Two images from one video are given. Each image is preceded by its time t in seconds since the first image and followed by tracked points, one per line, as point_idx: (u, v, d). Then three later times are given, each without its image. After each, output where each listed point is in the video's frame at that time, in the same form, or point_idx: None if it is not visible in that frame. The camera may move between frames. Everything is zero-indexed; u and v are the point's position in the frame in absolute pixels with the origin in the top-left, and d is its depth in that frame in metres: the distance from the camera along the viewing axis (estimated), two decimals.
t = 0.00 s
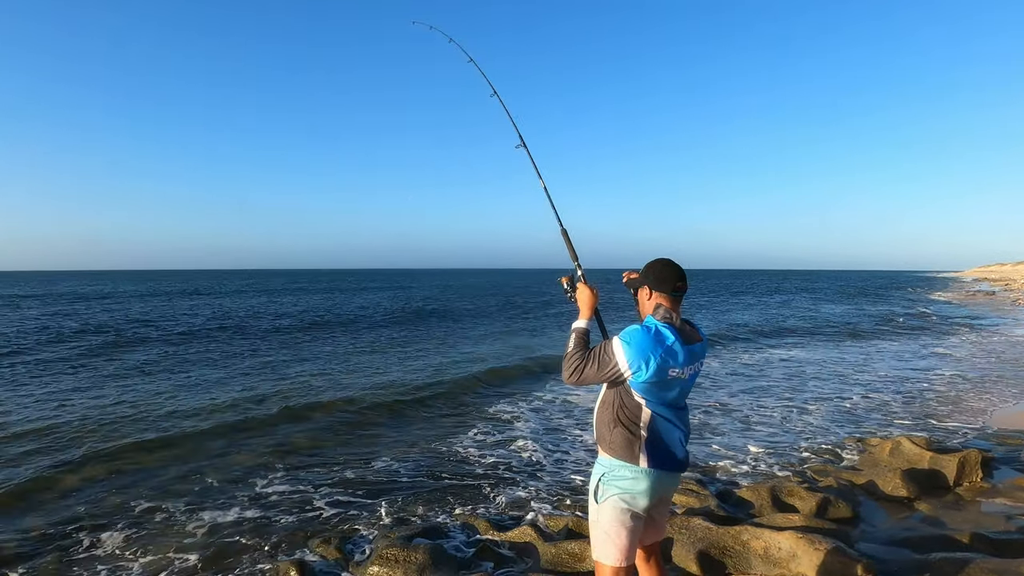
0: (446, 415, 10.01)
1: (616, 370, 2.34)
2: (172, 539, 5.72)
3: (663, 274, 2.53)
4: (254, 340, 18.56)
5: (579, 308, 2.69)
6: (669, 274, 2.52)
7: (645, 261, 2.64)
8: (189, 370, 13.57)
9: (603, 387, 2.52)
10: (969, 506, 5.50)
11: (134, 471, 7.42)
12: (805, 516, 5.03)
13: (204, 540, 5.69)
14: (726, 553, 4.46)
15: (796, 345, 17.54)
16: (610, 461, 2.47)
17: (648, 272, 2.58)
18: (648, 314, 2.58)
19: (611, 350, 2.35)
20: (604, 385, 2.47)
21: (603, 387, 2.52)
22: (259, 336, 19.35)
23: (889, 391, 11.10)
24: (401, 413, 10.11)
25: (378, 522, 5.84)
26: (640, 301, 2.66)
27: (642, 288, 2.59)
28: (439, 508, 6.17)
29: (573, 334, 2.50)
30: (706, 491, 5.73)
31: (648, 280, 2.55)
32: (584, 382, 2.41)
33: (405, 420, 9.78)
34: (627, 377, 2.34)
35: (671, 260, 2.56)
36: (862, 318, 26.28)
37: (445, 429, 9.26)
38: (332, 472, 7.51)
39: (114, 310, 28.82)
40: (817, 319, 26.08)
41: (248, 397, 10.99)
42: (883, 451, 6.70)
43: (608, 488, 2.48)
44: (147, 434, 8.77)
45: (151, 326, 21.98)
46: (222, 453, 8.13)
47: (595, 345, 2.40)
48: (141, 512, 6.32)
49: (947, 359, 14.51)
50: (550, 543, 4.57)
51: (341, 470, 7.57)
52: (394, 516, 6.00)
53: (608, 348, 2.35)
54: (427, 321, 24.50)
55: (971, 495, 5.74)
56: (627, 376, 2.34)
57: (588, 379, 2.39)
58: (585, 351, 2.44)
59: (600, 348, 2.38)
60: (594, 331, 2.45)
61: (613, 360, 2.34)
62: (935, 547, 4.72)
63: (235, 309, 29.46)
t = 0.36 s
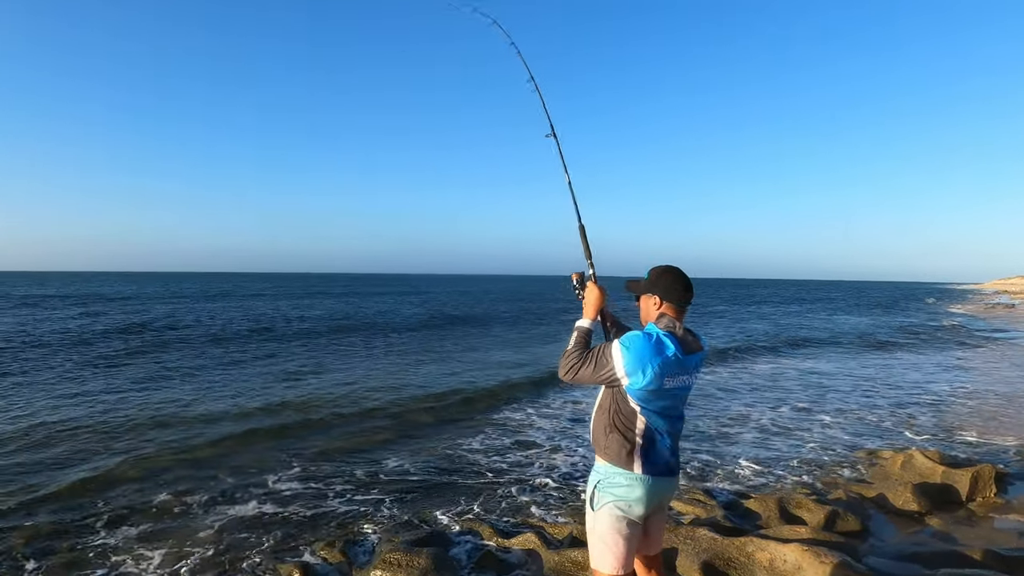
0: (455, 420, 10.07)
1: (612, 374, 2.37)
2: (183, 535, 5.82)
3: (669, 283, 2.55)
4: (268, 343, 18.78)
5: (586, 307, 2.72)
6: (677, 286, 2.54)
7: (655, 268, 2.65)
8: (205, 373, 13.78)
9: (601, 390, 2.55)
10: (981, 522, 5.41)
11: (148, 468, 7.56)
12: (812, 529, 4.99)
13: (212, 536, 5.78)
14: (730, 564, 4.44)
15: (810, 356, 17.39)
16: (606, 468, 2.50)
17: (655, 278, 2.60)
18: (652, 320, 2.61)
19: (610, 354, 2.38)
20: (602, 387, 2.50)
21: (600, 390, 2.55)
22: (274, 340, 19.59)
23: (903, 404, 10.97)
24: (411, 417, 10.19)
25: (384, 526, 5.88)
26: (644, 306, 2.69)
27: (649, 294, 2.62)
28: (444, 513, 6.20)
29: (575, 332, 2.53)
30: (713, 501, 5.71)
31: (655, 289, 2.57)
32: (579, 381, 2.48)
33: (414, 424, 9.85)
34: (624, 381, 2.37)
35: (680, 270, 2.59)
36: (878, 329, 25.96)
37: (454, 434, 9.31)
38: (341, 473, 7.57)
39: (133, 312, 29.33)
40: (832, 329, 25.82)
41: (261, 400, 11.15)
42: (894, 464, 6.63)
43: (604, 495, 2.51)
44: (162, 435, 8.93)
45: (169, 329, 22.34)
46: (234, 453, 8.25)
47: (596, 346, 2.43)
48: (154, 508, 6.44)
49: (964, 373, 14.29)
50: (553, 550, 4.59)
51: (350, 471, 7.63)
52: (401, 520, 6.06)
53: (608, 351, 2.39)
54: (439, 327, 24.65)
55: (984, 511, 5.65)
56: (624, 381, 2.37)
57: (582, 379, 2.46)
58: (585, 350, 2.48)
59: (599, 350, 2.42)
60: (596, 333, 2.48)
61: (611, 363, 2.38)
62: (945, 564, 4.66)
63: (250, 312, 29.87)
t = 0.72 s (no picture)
0: (439, 425, 10.04)
1: (587, 381, 2.39)
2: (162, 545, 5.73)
3: (640, 282, 2.58)
4: (249, 351, 18.58)
5: (542, 335, 2.77)
6: (639, 282, 2.58)
7: (616, 270, 2.71)
8: (184, 382, 13.59)
9: (581, 403, 2.56)
10: (955, 518, 5.53)
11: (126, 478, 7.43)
12: (792, 528, 5.06)
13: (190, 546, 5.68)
14: (712, 565, 4.49)
15: (789, 357, 17.65)
16: (592, 474, 2.52)
17: (620, 280, 2.64)
18: (621, 320, 2.64)
19: (581, 364, 2.41)
20: (582, 400, 2.52)
21: (580, 404, 2.57)
22: (255, 348, 19.37)
23: (880, 403, 11.18)
24: (394, 423, 10.14)
25: (367, 534, 5.84)
26: (613, 308, 2.71)
27: (617, 295, 2.65)
28: (428, 519, 6.17)
29: (543, 358, 2.57)
30: (694, 502, 5.77)
31: (623, 289, 2.60)
32: (561, 402, 2.45)
33: (397, 429, 9.79)
34: (600, 386, 2.40)
35: (643, 267, 2.63)
36: (856, 330, 26.45)
37: (437, 439, 9.28)
38: (323, 478, 7.51)
39: (109, 321, 28.81)
40: (812, 330, 26.24)
41: (242, 409, 11.02)
42: (870, 462, 6.75)
43: (590, 502, 2.53)
44: (140, 445, 8.78)
45: (147, 337, 21.99)
46: (215, 461, 8.15)
47: (565, 364, 2.46)
48: (134, 517, 6.34)
49: (938, 371, 14.61)
50: (537, 555, 4.61)
51: (332, 477, 7.57)
52: (385, 526, 6.03)
53: (578, 362, 2.41)
54: (423, 333, 24.59)
55: (958, 506, 5.78)
56: (600, 385, 2.40)
57: (563, 398, 2.43)
58: (555, 372, 2.51)
59: (570, 364, 2.45)
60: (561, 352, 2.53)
61: (584, 373, 2.40)
62: (921, 558, 4.76)
63: (231, 320, 29.54)
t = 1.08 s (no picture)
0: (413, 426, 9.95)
1: (574, 377, 2.39)
2: (129, 561, 5.54)
3: (627, 282, 2.60)
4: (216, 359, 18.13)
5: (529, 327, 2.78)
6: (627, 282, 2.60)
7: (602, 270, 2.73)
8: (148, 392, 13.18)
9: (566, 397, 2.57)
10: (919, 503, 5.73)
11: (88, 492, 7.16)
12: (766, 518, 5.16)
13: (159, 560, 5.49)
14: (690, 557, 4.56)
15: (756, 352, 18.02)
16: (576, 469, 2.53)
17: (606, 279, 2.67)
18: (607, 320, 2.66)
19: (569, 360, 2.40)
20: (567, 395, 2.52)
21: (565, 398, 2.58)
22: (222, 355, 18.91)
23: (844, 394, 11.49)
24: (368, 427, 10.00)
25: (344, 539, 5.74)
26: (600, 308, 2.73)
27: (604, 295, 2.67)
28: (405, 523, 6.10)
29: (529, 350, 2.58)
30: (670, 497, 5.84)
31: (609, 288, 2.62)
32: (547, 395, 2.45)
33: (371, 432, 9.66)
34: (587, 382, 2.40)
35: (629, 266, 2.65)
36: (819, 324, 27.13)
37: (412, 440, 9.19)
38: (295, 485, 7.36)
39: (67, 331, 27.81)
40: (777, 325, 26.84)
41: (210, 417, 10.73)
42: (838, 452, 6.94)
43: (574, 496, 2.54)
44: (102, 457, 8.48)
45: (107, 347, 21.28)
46: (182, 471, 7.92)
47: (553, 357, 2.47)
48: (97, 532, 6.10)
49: (897, 362, 15.09)
50: (517, 554, 4.60)
51: (305, 482, 7.42)
52: (361, 531, 5.95)
53: (566, 358, 2.41)
54: (394, 336, 24.33)
55: (921, 492, 5.98)
56: (587, 382, 2.41)
57: (550, 392, 2.43)
58: (542, 364, 2.52)
59: (557, 358, 2.45)
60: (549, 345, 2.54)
61: (572, 369, 2.39)
62: (888, 543, 4.91)
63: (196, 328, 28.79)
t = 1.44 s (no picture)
0: (395, 434, 9.88)
1: (571, 386, 2.41)
2: None
3: (621, 292, 2.63)
4: (192, 368, 17.80)
5: (524, 333, 2.78)
6: (622, 293, 2.63)
7: (595, 280, 2.76)
8: (122, 403, 12.90)
9: (557, 404, 2.58)
10: (894, 501, 5.86)
11: (60, 505, 6.98)
12: (746, 519, 5.23)
13: None
14: (672, 560, 4.59)
15: (734, 355, 18.26)
16: (560, 474, 2.54)
17: (601, 289, 2.69)
18: (602, 329, 2.69)
19: (567, 368, 2.42)
20: (560, 402, 2.53)
21: (556, 405, 2.58)
22: (198, 365, 18.57)
23: (820, 396, 11.70)
24: (348, 435, 9.90)
25: (325, 549, 5.67)
26: (594, 317, 2.76)
27: (598, 305, 2.70)
28: (387, 531, 6.05)
29: (525, 357, 2.56)
30: (651, 500, 5.89)
31: (603, 299, 2.65)
32: (542, 403, 2.44)
33: (351, 441, 9.57)
34: (583, 391, 2.43)
35: (622, 276, 2.68)
36: (794, 326, 27.59)
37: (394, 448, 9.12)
38: (274, 495, 7.25)
39: (37, 343, 27.10)
40: (753, 329, 27.22)
41: (187, 428, 10.54)
42: (815, 452, 7.07)
43: (559, 500, 2.55)
44: (74, 470, 8.27)
45: (79, 359, 20.78)
46: (159, 482, 7.76)
47: (550, 364, 2.47)
48: (71, 547, 5.95)
49: (870, 363, 15.42)
50: (501, 560, 4.60)
51: (284, 492, 7.32)
52: (342, 540, 5.89)
53: (564, 365, 2.43)
54: (374, 343, 24.15)
55: (896, 490, 6.12)
56: (583, 391, 2.43)
57: (545, 399, 2.43)
58: (538, 371, 2.51)
59: (555, 366, 2.45)
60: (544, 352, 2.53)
61: (569, 377, 2.41)
62: (864, 541, 5.02)
63: (171, 338, 28.26)
